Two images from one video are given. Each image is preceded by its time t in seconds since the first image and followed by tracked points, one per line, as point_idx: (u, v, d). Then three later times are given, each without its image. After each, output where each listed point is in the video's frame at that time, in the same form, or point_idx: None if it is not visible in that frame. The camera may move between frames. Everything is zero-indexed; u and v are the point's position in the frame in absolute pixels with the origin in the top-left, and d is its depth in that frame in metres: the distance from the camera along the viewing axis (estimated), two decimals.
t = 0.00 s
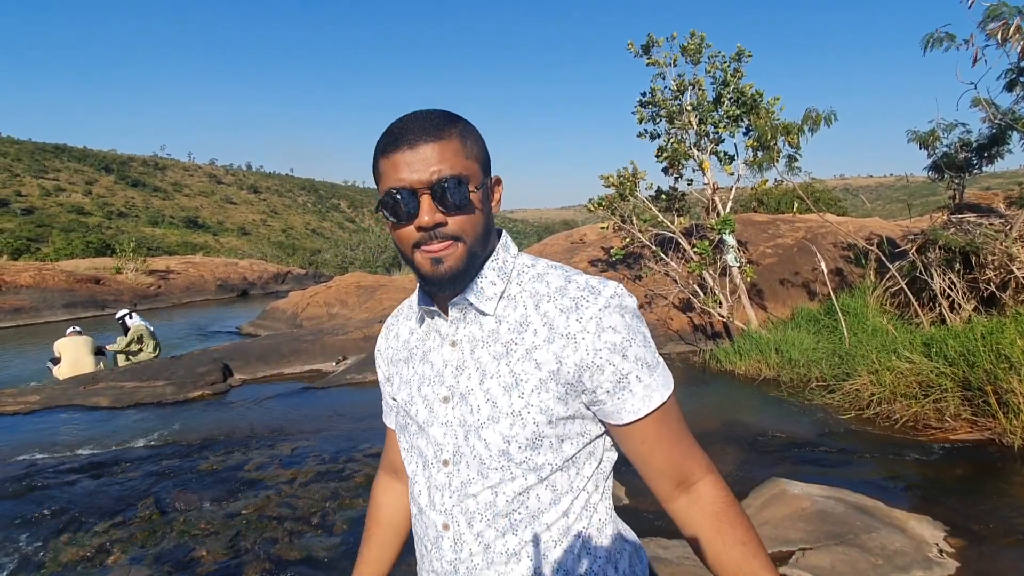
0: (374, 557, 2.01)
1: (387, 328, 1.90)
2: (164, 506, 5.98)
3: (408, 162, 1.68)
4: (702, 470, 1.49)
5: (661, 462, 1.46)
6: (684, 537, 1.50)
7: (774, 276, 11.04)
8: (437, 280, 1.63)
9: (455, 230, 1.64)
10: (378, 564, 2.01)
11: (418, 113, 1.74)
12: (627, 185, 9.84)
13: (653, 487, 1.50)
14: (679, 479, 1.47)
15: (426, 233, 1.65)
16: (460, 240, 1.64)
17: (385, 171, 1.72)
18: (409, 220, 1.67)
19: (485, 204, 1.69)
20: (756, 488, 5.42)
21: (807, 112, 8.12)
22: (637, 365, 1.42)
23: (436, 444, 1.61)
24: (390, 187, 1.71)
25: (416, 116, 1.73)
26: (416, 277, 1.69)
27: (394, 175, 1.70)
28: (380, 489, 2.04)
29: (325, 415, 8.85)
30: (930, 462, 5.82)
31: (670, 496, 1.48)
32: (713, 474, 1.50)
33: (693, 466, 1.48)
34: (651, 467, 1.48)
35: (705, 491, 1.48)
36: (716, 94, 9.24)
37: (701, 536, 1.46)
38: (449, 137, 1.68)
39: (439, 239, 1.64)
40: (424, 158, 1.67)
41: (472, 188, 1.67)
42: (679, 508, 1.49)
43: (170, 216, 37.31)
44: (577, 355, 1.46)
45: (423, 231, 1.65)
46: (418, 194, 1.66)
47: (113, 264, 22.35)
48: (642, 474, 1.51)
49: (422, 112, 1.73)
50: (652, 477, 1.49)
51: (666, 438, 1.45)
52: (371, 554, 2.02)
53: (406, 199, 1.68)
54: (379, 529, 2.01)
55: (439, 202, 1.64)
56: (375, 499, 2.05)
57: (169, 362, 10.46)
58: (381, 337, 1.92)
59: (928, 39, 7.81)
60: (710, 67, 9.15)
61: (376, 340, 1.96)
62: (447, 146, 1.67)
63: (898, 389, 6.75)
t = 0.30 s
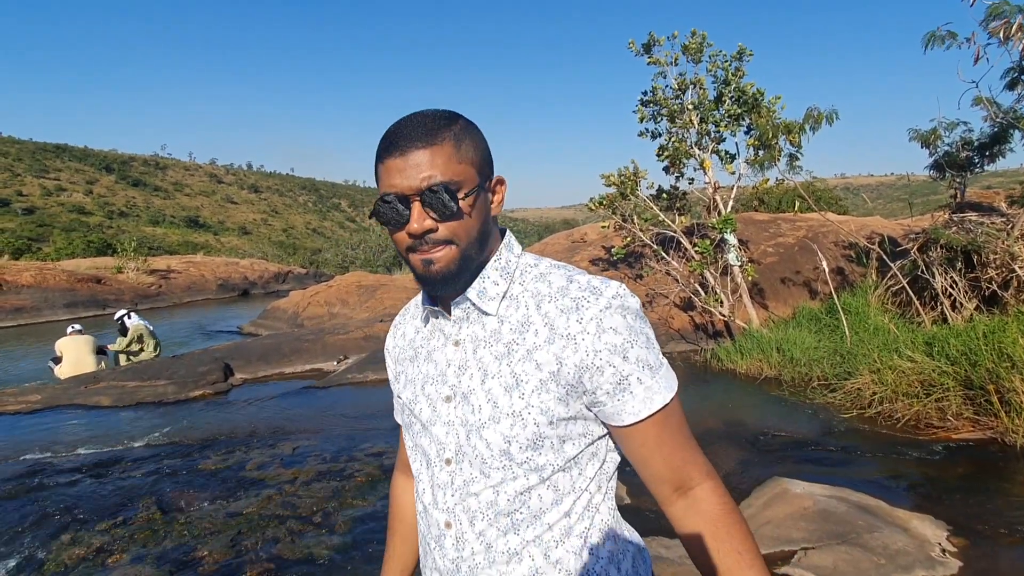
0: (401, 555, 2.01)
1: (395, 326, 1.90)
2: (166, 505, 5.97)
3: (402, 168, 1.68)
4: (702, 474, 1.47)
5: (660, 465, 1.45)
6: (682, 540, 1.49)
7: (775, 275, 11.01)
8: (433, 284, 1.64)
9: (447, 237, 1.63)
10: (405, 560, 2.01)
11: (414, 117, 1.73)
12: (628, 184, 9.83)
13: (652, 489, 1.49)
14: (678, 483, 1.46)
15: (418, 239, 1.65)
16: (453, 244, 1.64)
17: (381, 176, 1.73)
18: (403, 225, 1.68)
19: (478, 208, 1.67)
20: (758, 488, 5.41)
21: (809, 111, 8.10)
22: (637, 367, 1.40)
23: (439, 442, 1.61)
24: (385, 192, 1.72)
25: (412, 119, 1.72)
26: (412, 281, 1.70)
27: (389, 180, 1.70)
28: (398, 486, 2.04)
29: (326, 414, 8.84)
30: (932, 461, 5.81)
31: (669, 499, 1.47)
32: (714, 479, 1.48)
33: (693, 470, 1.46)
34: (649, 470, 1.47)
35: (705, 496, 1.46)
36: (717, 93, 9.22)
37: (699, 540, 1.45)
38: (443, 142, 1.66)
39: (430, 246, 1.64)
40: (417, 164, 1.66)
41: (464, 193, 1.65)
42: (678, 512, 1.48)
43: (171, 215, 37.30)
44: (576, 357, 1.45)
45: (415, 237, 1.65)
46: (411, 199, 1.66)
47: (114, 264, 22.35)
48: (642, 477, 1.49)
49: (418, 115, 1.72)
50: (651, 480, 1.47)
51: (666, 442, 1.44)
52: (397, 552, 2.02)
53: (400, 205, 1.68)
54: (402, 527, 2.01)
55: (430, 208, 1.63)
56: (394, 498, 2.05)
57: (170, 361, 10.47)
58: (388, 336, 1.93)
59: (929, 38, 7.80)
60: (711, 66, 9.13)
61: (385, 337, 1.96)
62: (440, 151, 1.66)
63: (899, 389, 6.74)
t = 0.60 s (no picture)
0: (398, 546, 2.01)
1: (397, 321, 1.91)
2: (169, 503, 5.99)
3: (403, 160, 1.68)
4: (697, 470, 1.46)
5: (654, 461, 1.44)
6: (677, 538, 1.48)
7: (776, 272, 11.00)
8: (432, 278, 1.64)
9: (450, 227, 1.64)
10: (402, 552, 2.00)
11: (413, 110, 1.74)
12: (629, 181, 9.83)
13: (648, 484, 1.48)
14: (673, 479, 1.45)
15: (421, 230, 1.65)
16: (454, 235, 1.64)
17: (381, 169, 1.72)
18: (405, 217, 1.67)
19: (478, 199, 1.68)
20: (759, 484, 5.42)
21: (810, 108, 8.09)
22: (631, 361, 1.40)
23: (439, 437, 1.62)
24: (386, 185, 1.71)
25: (410, 113, 1.73)
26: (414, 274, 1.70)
27: (390, 173, 1.70)
28: (395, 478, 2.05)
29: (327, 412, 8.85)
30: (934, 457, 5.81)
31: (665, 495, 1.47)
32: (710, 475, 1.47)
33: (687, 466, 1.45)
34: (644, 465, 1.46)
35: (700, 492, 1.45)
36: (718, 90, 9.21)
37: (692, 537, 1.44)
38: (442, 134, 1.67)
39: (434, 236, 1.64)
40: (415, 156, 1.66)
41: (464, 184, 1.66)
42: (673, 509, 1.47)
43: (171, 214, 37.32)
44: (571, 350, 1.45)
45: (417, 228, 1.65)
46: (412, 192, 1.66)
47: (115, 263, 22.37)
48: (638, 472, 1.49)
49: (416, 109, 1.73)
50: (646, 476, 1.47)
51: (660, 438, 1.43)
52: (394, 545, 2.01)
53: (401, 197, 1.68)
54: (399, 519, 2.02)
55: (432, 199, 1.63)
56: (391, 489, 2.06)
57: (172, 359, 10.50)
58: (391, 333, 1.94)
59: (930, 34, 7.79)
60: (712, 63, 9.11)
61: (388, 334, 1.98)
62: (440, 143, 1.67)
63: (901, 385, 6.74)
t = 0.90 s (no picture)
0: (391, 541, 2.01)
1: (396, 317, 1.90)
2: (173, 500, 6.01)
3: (406, 156, 1.68)
4: (699, 460, 1.47)
5: (657, 452, 1.46)
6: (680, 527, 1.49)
7: (779, 269, 10.99)
8: (436, 273, 1.64)
9: (453, 223, 1.63)
10: (396, 547, 2.00)
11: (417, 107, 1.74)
12: (631, 177, 9.82)
13: (651, 475, 1.49)
14: (677, 469, 1.46)
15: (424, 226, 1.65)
16: (457, 231, 1.63)
17: (385, 165, 1.73)
18: (408, 212, 1.67)
19: (481, 195, 1.67)
20: (762, 480, 5.42)
21: (812, 103, 8.07)
22: (636, 353, 1.41)
23: (444, 431, 1.61)
24: (389, 181, 1.71)
25: (414, 109, 1.73)
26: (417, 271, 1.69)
27: (394, 168, 1.70)
28: (390, 473, 2.06)
29: (330, 409, 8.87)
30: (936, 453, 5.81)
31: (668, 485, 1.48)
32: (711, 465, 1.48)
33: (690, 457, 1.46)
34: (648, 456, 1.47)
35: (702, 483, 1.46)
36: (720, 86, 9.18)
37: (696, 528, 1.45)
38: (445, 131, 1.67)
39: (437, 232, 1.64)
40: (419, 152, 1.66)
41: (467, 180, 1.65)
42: (676, 499, 1.48)
43: (173, 212, 37.33)
44: (578, 342, 1.46)
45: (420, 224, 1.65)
46: (416, 188, 1.66)
47: (117, 261, 22.39)
48: (641, 464, 1.50)
49: (420, 105, 1.73)
50: (648, 467, 1.48)
51: (663, 429, 1.44)
52: (388, 540, 2.01)
53: (404, 193, 1.67)
54: (395, 514, 2.02)
55: (435, 194, 1.63)
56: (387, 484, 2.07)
57: (175, 357, 10.52)
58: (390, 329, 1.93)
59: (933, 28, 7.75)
60: (714, 59, 9.08)
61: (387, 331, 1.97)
62: (443, 140, 1.67)
63: (903, 381, 6.73)
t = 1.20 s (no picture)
0: (399, 538, 2.02)
1: (404, 309, 1.90)
2: (178, 494, 6.04)
3: (403, 165, 1.67)
4: (708, 452, 1.48)
5: (666, 443, 1.47)
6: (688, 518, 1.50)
7: (781, 265, 10.98)
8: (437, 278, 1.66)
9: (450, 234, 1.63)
10: (403, 545, 2.01)
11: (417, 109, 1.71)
12: (633, 173, 9.80)
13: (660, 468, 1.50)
14: (685, 461, 1.47)
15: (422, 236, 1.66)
16: (456, 239, 1.64)
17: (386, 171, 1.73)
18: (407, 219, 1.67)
19: (480, 202, 1.65)
20: (765, 476, 5.43)
21: (816, 98, 8.05)
22: (646, 345, 1.43)
23: (452, 422, 1.61)
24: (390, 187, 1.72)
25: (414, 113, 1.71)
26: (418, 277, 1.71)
27: (393, 175, 1.70)
28: (396, 471, 2.06)
29: (333, 405, 8.90)
30: (939, 449, 5.81)
31: (676, 477, 1.49)
32: (721, 458, 1.49)
33: (699, 448, 1.47)
34: (657, 447, 1.49)
35: (712, 474, 1.47)
36: (723, 81, 9.15)
37: (704, 520, 1.46)
38: (442, 137, 1.64)
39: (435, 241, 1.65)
40: (417, 160, 1.65)
41: (465, 188, 1.64)
42: (685, 491, 1.49)
43: (175, 208, 37.37)
44: (587, 335, 1.47)
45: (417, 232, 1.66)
46: (414, 196, 1.65)
47: (120, 257, 22.44)
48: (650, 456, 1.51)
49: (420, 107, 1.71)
50: (658, 458, 1.49)
51: (672, 421, 1.46)
52: (395, 538, 2.02)
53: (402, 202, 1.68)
54: (402, 512, 2.02)
55: (432, 204, 1.62)
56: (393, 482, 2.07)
57: (179, 352, 10.56)
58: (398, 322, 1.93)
59: (938, 23, 7.72)
60: (717, 54, 9.05)
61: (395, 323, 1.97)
62: (439, 146, 1.64)
63: (906, 376, 6.73)
